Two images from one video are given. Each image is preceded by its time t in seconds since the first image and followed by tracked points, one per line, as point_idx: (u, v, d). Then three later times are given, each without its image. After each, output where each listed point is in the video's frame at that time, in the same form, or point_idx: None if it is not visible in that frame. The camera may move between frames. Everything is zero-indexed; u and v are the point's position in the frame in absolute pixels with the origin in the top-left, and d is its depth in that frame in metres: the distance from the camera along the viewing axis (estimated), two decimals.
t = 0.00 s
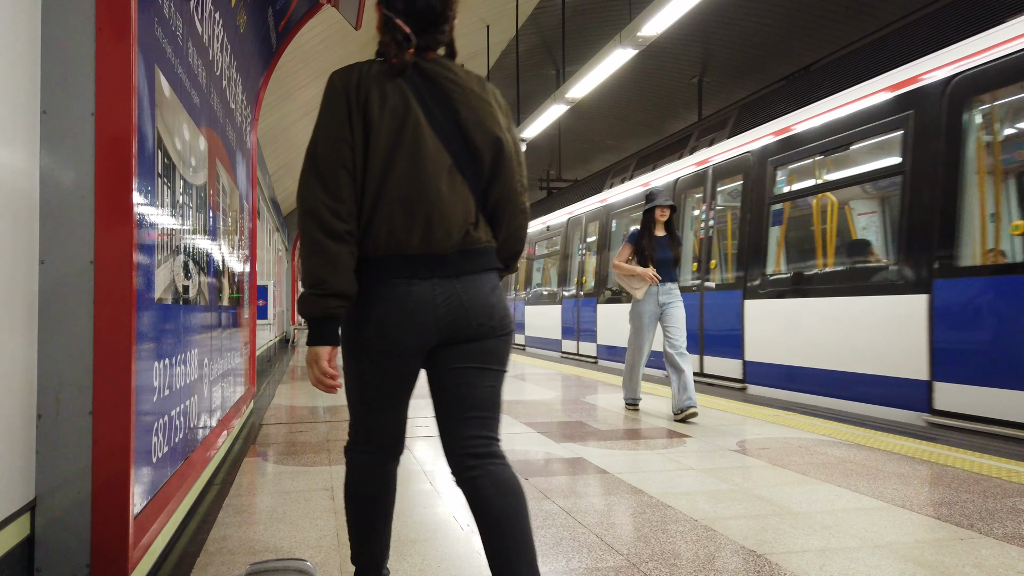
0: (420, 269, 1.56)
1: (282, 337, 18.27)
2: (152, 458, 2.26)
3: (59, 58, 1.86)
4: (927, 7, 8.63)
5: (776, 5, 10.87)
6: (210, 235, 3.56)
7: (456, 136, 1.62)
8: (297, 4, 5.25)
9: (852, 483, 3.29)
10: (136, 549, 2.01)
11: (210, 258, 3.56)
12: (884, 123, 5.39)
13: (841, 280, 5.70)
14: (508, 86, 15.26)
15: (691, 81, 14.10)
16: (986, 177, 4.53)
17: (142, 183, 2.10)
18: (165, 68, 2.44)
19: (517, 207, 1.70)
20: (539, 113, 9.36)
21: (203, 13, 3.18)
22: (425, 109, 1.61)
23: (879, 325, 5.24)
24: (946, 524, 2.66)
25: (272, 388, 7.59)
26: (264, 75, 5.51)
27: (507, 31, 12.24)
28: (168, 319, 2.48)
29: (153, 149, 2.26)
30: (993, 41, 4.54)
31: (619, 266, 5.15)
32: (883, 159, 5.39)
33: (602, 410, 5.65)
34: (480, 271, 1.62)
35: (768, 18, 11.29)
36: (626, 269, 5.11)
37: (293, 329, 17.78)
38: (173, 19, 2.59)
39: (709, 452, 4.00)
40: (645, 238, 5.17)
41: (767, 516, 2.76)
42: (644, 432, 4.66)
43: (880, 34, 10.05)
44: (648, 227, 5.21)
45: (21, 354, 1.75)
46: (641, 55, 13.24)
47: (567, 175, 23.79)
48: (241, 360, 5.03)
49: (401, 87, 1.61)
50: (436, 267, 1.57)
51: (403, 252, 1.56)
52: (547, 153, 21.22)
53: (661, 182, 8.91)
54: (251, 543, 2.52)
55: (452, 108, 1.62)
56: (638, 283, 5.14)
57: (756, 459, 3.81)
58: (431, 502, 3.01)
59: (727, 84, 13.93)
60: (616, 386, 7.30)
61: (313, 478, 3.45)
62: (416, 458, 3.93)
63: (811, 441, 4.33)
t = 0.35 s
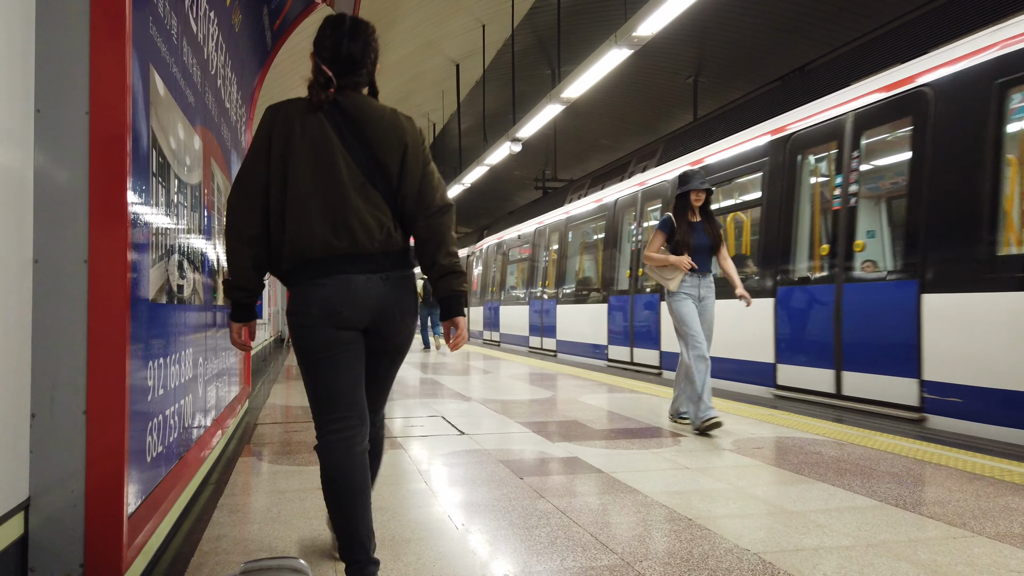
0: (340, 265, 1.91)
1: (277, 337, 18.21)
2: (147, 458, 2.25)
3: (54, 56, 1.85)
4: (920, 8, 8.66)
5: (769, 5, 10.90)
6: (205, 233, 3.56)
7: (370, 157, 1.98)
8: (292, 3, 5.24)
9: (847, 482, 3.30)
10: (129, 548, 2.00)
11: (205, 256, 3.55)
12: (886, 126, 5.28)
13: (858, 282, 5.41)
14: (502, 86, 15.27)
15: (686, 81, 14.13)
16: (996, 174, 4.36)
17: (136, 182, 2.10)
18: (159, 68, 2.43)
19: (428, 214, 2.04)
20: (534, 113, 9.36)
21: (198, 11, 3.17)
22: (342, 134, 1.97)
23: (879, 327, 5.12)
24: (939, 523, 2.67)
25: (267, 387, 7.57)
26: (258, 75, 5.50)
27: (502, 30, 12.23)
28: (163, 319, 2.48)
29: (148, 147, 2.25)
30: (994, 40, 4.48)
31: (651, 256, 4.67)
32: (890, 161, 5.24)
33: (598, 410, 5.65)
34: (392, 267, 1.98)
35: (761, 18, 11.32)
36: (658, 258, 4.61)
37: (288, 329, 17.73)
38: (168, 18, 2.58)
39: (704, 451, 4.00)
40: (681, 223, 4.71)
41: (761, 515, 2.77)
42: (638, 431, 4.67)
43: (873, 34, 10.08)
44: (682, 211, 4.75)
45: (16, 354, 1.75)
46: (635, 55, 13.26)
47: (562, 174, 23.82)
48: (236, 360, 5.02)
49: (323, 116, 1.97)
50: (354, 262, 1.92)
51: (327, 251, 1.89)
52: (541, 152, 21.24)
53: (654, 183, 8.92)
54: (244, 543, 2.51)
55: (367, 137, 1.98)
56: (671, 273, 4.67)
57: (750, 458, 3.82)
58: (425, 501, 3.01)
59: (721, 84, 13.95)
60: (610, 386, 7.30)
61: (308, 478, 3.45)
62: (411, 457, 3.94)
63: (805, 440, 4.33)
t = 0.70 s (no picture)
0: (292, 278, 2.39)
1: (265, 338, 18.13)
2: (131, 467, 2.24)
3: (37, 65, 1.84)
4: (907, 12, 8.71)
5: (758, 9, 10.94)
6: (190, 237, 3.54)
7: (315, 186, 2.44)
8: (280, 6, 5.22)
9: (832, 488, 3.33)
10: (114, 559, 1.99)
11: (190, 261, 3.54)
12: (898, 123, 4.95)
13: (869, 279, 5.07)
14: (492, 88, 15.27)
15: (675, 83, 14.16)
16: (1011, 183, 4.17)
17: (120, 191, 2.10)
18: (144, 76, 2.42)
19: (365, 232, 2.50)
20: (522, 115, 9.37)
21: (182, 16, 3.15)
22: (291, 168, 2.44)
23: (870, 329, 5.01)
24: (922, 530, 2.70)
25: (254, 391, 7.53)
26: (245, 78, 5.48)
27: (491, 32, 12.22)
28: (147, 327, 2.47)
29: (132, 155, 2.24)
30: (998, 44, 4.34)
31: (685, 252, 4.21)
32: (882, 161, 5.03)
33: (586, 414, 5.67)
34: (334, 276, 2.46)
35: (749, 21, 11.36)
36: (695, 253, 4.16)
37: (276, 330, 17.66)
38: (152, 24, 2.57)
39: (690, 456, 4.03)
40: (717, 211, 4.23)
41: (745, 521, 2.79)
42: (625, 435, 4.69)
43: (861, 39, 10.13)
44: (717, 199, 4.25)
45: None
46: (624, 58, 13.29)
47: (551, 175, 23.81)
48: (223, 365, 5.00)
49: (277, 153, 2.44)
50: (301, 271, 2.40)
51: (278, 264, 2.37)
52: (531, 154, 21.24)
53: (642, 187, 8.87)
54: (230, 552, 2.51)
55: (315, 170, 2.45)
56: (710, 270, 4.20)
57: (737, 463, 3.84)
58: (412, 509, 3.01)
59: (710, 87, 13.99)
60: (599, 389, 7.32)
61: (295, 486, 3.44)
62: (398, 463, 3.94)
63: (791, 445, 4.37)
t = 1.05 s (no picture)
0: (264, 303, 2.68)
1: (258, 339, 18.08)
2: (131, 477, 2.25)
3: (39, 79, 1.85)
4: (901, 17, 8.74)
5: (752, 13, 10.98)
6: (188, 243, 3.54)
7: (283, 222, 2.74)
8: (277, 11, 5.22)
9: (826, 494, 3.35)
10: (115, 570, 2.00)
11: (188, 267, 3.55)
12: (886, 132, 4.84)
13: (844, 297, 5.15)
14: (486, 90, 15.28)
15: (669, 87, 14.19)
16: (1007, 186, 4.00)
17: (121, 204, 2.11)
18: (143, 87, 2.43)
19: (327, 260, 2.82)
20: (517, 119, 9.39)
21: (181, 25, 3.16)
22: (260, 206, 2.72)
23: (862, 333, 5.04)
24: (917, 538, 2.72)
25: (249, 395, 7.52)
26: (242, 83, 5.48)
27: (486, 34, 12.23)
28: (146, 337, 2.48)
29: (132, 168, 2.26)
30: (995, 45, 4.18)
31: (748, 258, 3.64)
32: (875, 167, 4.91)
33: (582, 418, 5.69)
34: (301, 300, 2.75)
35: (743, 25, 11.39)
36: (759, 259, 3.61)
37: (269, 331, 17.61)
38: (152, 35, 2.58)
39: (685, 462, 4.05)
40: (788, 213, 3.64)
41: (741, 529, 2.81)
42: (621, 441, 4.71)
43: (855, 43, 10.15)
44: (789, 196, 3.68)
45: None
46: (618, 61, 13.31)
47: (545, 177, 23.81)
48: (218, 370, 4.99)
49: (245, 195, 2.73)
50: (275, 296, 2.69)
51: (253, 292, 2.67)
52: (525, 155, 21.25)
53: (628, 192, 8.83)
54: (229, 562, 2.51)
55: (282, 207, 2.74)
56: (774, 278, 3.65)
57: (732, 469, 3.86)
58: (410, 517, 3.02)
59: (704, 90, 14.01)
60: (593, 392, 7.35)
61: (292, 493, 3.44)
62: (394, 469, 3.95)
63: (784, 450, 4.40)
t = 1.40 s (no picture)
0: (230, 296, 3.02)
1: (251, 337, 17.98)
2: (104, 478, 2.18)
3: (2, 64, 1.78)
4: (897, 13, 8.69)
5: (748, 9, 10.92)
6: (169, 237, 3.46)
7: (249, 225, 3.09)
8: (264, 5, 5.14)
9: (820, 494, 3.30)
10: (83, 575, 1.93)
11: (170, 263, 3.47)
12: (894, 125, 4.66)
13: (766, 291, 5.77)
14: (480, 87, 15.21)
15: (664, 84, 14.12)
16: None
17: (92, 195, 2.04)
18: (117, 75, 2.35)
19: (289, 260, 3.14)
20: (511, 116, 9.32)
21: (161, 16, 3.08)
22: (229, 211, 3.07)
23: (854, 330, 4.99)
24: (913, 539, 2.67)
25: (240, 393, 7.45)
26: (229, 78, 5.40)
27: (480, 30, 12.14)
28: (121, 335, 2.40)
29: (104, 159, 2.18)
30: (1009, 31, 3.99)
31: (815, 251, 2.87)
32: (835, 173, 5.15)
33: (575, 417, 5.63)
34: (264, 294, 3.10)
35: (739, 21, 11.32)
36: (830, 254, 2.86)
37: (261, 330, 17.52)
38: (128, 24, 2.50)
39: (678, 461, 3.99)
40: (858, 193, 2.73)
41: (733, 530, 2.75)
42: (614, 440, 4.65)
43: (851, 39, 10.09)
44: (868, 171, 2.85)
45: None
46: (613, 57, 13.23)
47: (540, 175, 23.74)
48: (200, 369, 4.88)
49: (217, 202, 3.07)
50: (242, 290, 3.04)
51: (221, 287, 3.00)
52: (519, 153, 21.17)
53: (618, 192, 8.73)
54: (206, 565, 2.44)
55: (249, 212, 3.09)
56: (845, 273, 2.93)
57: (726, 468, 3.80)
58: (396, 519, 2.95)
59: (699, 87, 13.95)
60: (587, 390, 7.29)
61: (276, 493, 3.37)
62: (382, 468, 3.88)
63: (778, 449, 4.35)
